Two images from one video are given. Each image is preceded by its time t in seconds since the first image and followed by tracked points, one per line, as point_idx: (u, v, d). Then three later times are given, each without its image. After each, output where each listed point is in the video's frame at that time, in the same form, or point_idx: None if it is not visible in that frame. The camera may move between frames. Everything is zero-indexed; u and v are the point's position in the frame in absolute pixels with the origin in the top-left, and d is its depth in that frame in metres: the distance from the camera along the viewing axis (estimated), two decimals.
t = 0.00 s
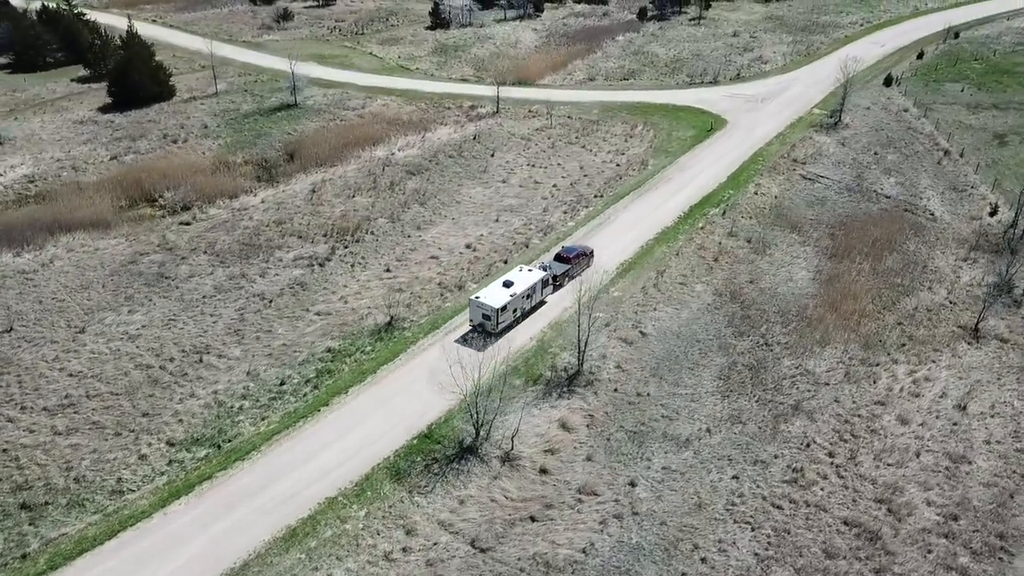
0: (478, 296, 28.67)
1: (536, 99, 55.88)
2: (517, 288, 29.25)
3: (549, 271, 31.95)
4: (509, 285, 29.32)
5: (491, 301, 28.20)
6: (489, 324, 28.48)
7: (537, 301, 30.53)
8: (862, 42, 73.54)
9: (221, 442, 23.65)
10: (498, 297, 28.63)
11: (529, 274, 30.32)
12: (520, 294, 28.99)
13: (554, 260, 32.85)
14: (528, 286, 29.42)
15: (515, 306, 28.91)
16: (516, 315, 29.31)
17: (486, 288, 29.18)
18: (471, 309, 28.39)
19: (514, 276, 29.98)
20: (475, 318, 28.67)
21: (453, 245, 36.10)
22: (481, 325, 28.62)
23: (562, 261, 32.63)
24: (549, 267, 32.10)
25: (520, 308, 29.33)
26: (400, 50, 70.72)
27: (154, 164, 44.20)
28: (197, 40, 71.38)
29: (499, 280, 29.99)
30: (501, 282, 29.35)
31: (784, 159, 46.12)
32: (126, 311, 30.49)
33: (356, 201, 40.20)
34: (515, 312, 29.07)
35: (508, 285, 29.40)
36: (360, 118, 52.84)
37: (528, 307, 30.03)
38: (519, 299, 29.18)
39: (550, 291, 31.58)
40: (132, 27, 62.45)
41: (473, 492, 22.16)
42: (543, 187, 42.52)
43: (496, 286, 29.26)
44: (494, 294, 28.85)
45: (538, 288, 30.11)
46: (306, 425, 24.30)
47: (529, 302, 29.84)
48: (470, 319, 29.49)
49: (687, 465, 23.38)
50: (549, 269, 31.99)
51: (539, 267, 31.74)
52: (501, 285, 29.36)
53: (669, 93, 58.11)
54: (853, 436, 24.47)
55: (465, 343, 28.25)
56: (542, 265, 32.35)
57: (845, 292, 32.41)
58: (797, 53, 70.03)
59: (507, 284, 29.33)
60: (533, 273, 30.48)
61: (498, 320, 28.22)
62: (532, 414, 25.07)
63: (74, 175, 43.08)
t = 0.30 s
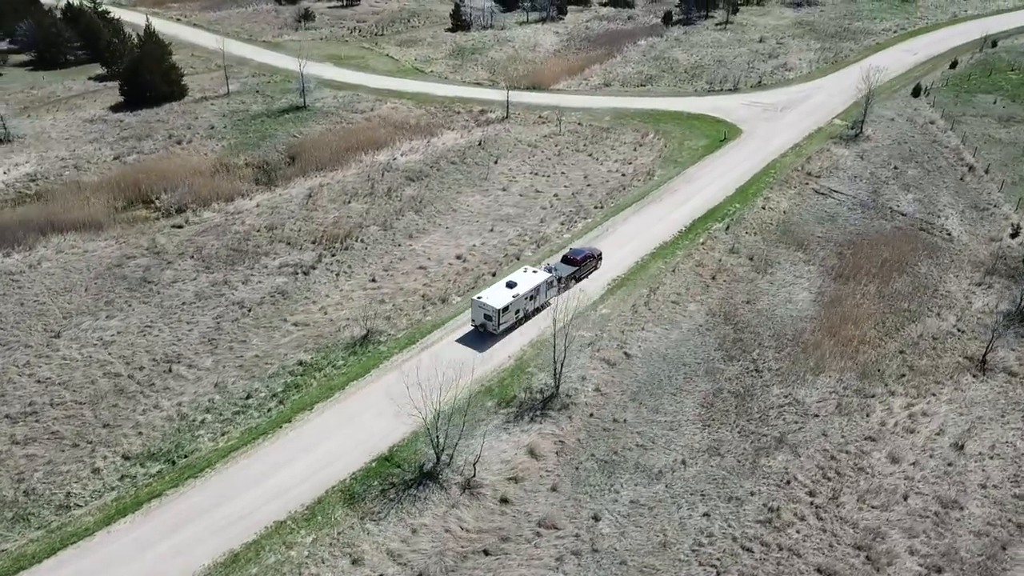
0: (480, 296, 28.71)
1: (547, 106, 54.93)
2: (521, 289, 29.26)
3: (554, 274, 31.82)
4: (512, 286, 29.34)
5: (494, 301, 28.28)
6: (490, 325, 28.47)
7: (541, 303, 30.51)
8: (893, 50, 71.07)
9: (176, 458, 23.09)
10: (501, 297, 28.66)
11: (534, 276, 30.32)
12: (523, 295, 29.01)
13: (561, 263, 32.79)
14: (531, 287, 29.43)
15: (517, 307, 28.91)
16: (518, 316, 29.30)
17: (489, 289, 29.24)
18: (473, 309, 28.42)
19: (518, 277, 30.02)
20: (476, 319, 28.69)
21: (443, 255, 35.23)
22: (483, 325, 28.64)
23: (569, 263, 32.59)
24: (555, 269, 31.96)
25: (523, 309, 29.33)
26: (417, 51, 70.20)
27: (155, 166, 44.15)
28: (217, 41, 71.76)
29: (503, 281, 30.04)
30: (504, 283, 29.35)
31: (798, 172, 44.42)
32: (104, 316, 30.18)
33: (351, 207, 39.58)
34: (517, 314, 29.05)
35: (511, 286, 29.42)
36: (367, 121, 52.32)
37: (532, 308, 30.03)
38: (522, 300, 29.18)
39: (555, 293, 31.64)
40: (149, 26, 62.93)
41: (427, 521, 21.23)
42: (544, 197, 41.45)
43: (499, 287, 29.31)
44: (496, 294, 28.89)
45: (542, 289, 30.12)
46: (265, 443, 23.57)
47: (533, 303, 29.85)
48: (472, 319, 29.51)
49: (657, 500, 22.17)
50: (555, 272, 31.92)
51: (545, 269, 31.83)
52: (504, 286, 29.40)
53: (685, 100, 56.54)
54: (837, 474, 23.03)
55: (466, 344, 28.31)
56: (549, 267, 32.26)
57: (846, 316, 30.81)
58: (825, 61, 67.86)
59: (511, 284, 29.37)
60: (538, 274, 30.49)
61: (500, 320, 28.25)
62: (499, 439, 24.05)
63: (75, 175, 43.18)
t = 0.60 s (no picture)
0: (480, 293, 28.79)
1: (551, 109, 53.92)
2: (520, 287, 29.34)
3: (556, 272, 31.72)
4: (512, 283, 29.41)
5: (492, 298, 28.36)
6: (488, 322, 28.56)
7: (541, 301, 30.56)
8: (920, 54, 68.65)
9: (122, 471, 22.60)
10: (500, 295, 28.73)
11: (535, 274, 30.34)
12: (522, 293, 29.08)
13: (564, 262, 32.68)
14: (531, 285, 29.47)
15: (516, 305, 29.00)
16: (517, 315, 29.37)
17: (489, 286, 29.34)
18: (472, 306, 28.51)
19: (519, 275, 30.09)
20: (475, 316, 28.77)
21: (426, 263, 34.40)
22: (480, 323, 28.73)
23: (572, 263, 32.38)
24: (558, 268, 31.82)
25: (523, 307, 29.40)
26: (430, 51, 69.53)
27: (149, 165, 44.01)
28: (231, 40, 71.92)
29: (503, 278, 30.08)
30: (504, 281, 29.44)
31: (804, 181, 42.80)
32: (75, 319, 29.92)
33: (339, 211, 38.97)
34: (516, 311, 29.11)
35: (511, 284, 29.48)
36: (369, 122, 51.73)
37: (533, 306, 30.11)
38: (522, 298, 29.25)
39: (557, 292, 31.59)
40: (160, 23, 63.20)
41: (368, 547, 20.42)
42: (537, 204, 40.43)
43: (499, 284, 29.40)
44: (496, 292, 28.97)
45: (542, 288, 30.17)
46: (214, 458, 22.96)
47: (533, 302, 29.92)
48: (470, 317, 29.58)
49: (612, 533, 21.13)
50: (558, 271, 31.88)
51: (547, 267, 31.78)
52: (504, 283, 29.48)
53: (695, 105, 54.97)
54: (807, 511, 21.76)
55: (463, 341, 28.42)
56: (551, 266, 32.20)
57: (838, 338, 29.35)
58: (846, 65, 65.70)
59: (511, 282, 29.47)
60: (539, 272, 30.52)
61: (498, 318, 28.36)
62: (456, 461, 23.16)
63: (71, 173, 43.24)
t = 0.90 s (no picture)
0: (478, 294, 28.89)
1: (553, 115, 53.00)
2: (519, 288, 29.42)
3: (557, 274, 31.72)
4: (511, 285, 29.47)
5: (490, 299, 28.45)
6: (485, 323, 28.63)
7: (541, 303, 30.61)
8: (943, 63, 66.44)
9: (66, 487, 22.14)
10: (498, 296, 28.79)
11: (535, 276, 30.38)
12: (521, 295, 29.14)
13: (566, 265, 32.60)
14: (530, 287, 29.53)
15: (515, 306, 29.06)
16: (515, 316, 29.43)
17: (488, 287, 29.44)
18: (470, 306, 28.58)
19: (518, 277, 30.18)
20: (472, 317, 28.83)
21: (405, 274, 33.64)
22: (478, 324, 28.83)
23: (574, 266, 32.31)
24: (560, 271, 31.79)
25: (521, 308, 29.47)
26: (438, 54, 68.97)
27: (141, 167, 43.83)
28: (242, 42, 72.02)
29: (502, 280, 30.13)
30: (503, 282, 29.50)
31: (806, 195, 41.33)
32: (44, 326, 29.65)
33: (324, 219, 38.42)
34: (514, 313, 29.17)
35: (510, 285, 29.54)
36: (367, 126, 51.20)
37: (531, 308, 30.14)
38: (520, 300, 29.31)
39: (556, 294, 31.55)
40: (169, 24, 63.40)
41: None
42: (527, 214, 39.50)
43: (498, 286, 29.50)
44: (494, 293, 29.02)
45: (542, 290, 30.22)
46: (160, 476, 22.36)
47: (532, 304, 29.98)
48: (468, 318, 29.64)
49: (560, 571, 20.15)
50: (559, 273, 31.87)
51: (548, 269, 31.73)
52: (503, 285, 29.52)
53: (703, 113, 53.55)
54: (770, 553, 20.60)
55: (459, 341, 28.55)
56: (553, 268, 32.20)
57: (823, 364, 28.03)
58: (865, 73, 63.72)
59: (510, 284, 29.55)
60: (539, 275, 30.60)
61: (495, 319, 28.41)
62: (407, 487, 22.34)
63: (64, 175, 43.26)
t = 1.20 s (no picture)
0: (476, 294, 28.97)
1: (555, 121, 51.90)
2: (518, 289, 29.45)
3: (558, 276, 31.64)
4: (510, 286, 29.50)
5: (488, 299, 28.50)
6: (483, 323, 28.66)
7: (541, 304, 30.56)
8: (969, 71, 63.97)
9: (2, 501, 21.69)
10: (496, 297, 28.86)
11: (535, 277, 30.39)
12: (520, 296, 29.18)
13: (568, 266, 32.50)
14: (530, 288, 29.57)
15: (513, 307, 29.08)
16: (514, 316, 29.44)
17: (487, 287, 29.51)
18: (468, 306, 28.65)
19: (518, 278, 30.22)
20: (471, 317, 28.91)
21: (380, 285, 32.83)
22: (476, 323, 28.85)
23: (576, 267, 32.20)
24: (561, 272, 31.69)
25: (520, 309, 29.49)
26: (448, 56, 68.24)
27: (133, 168, 43.67)
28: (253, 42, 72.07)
29: (501, 280, 30.19)
30: (502, 283, 29.56)
31: (807, 209, 39.72)
32: (9, 330, 29.40)
33: (307, 225, 37.81)
34: (512, 314, 29.21)
35: (508, 286, 29.61)
36: (365, 130, 50.59)
37: (531, 308, 30.14)
38: (520, 301, 29.35)
39: (557, 296, 31.51)
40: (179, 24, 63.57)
41: None
42: (514, 224, 38.51)
43: (497, 286, 29.57)
44: (492, 294, 29.09)
45: (542, 291, 30.20)
46: (97, 492, 21.80)
47: (531, 305, 29.97)
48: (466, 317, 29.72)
49: None
50: (561, 274, 31.77)
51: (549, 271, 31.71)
52: (502, 285, 29.59)
53: (710, 121, 51.92)
54: None
55: (457, 341, 28.57)
56: (556, 270, 32.12)
57: (803, 392, 26.61)
58: (886, 81, 61.49)
59: (509, 285, 29.62)
60: (539, 275, 30.60)
61: (492, 319, 28.43)
62: (347, 512, 21.49)
63: (56, 174, 43.28)
